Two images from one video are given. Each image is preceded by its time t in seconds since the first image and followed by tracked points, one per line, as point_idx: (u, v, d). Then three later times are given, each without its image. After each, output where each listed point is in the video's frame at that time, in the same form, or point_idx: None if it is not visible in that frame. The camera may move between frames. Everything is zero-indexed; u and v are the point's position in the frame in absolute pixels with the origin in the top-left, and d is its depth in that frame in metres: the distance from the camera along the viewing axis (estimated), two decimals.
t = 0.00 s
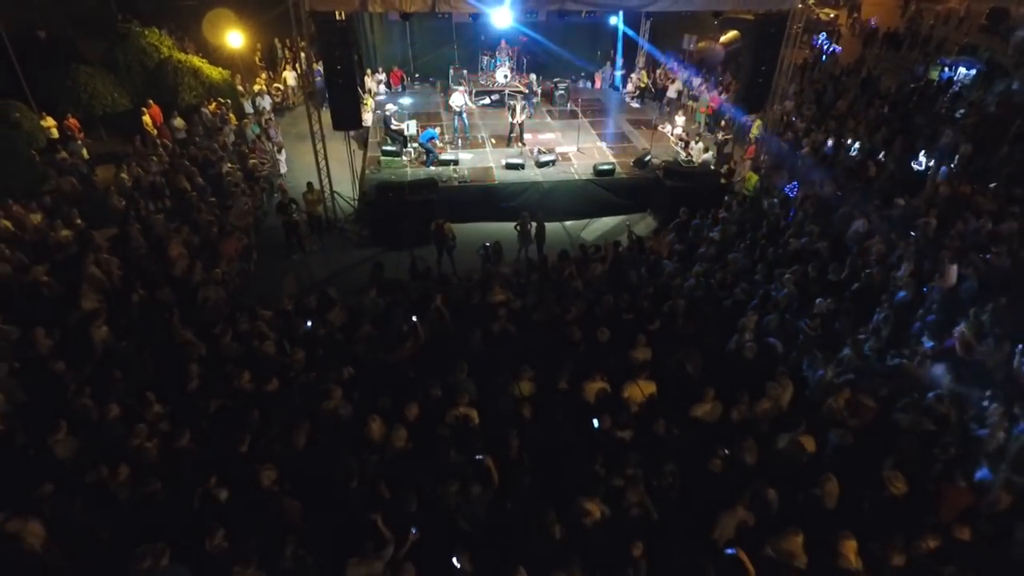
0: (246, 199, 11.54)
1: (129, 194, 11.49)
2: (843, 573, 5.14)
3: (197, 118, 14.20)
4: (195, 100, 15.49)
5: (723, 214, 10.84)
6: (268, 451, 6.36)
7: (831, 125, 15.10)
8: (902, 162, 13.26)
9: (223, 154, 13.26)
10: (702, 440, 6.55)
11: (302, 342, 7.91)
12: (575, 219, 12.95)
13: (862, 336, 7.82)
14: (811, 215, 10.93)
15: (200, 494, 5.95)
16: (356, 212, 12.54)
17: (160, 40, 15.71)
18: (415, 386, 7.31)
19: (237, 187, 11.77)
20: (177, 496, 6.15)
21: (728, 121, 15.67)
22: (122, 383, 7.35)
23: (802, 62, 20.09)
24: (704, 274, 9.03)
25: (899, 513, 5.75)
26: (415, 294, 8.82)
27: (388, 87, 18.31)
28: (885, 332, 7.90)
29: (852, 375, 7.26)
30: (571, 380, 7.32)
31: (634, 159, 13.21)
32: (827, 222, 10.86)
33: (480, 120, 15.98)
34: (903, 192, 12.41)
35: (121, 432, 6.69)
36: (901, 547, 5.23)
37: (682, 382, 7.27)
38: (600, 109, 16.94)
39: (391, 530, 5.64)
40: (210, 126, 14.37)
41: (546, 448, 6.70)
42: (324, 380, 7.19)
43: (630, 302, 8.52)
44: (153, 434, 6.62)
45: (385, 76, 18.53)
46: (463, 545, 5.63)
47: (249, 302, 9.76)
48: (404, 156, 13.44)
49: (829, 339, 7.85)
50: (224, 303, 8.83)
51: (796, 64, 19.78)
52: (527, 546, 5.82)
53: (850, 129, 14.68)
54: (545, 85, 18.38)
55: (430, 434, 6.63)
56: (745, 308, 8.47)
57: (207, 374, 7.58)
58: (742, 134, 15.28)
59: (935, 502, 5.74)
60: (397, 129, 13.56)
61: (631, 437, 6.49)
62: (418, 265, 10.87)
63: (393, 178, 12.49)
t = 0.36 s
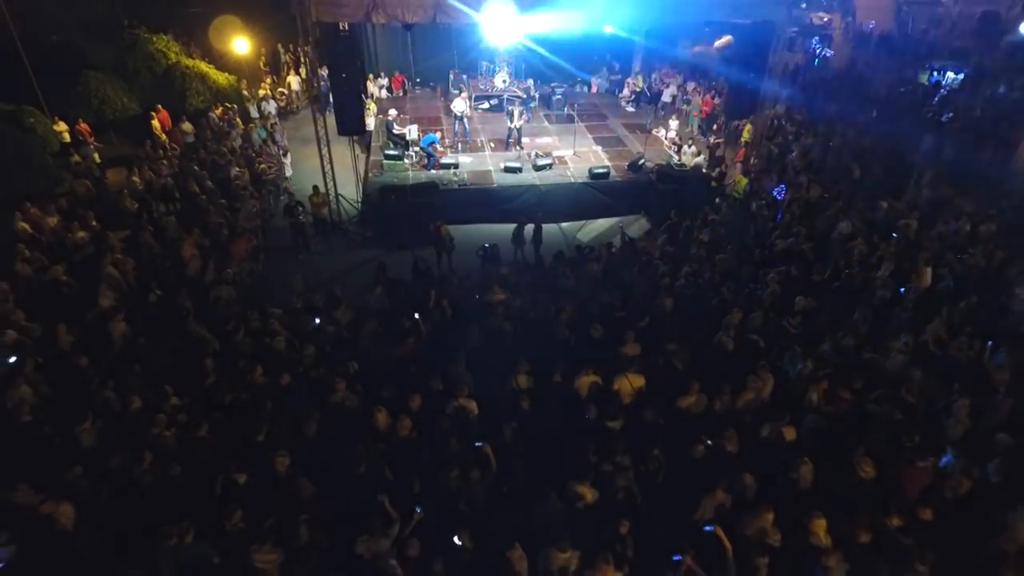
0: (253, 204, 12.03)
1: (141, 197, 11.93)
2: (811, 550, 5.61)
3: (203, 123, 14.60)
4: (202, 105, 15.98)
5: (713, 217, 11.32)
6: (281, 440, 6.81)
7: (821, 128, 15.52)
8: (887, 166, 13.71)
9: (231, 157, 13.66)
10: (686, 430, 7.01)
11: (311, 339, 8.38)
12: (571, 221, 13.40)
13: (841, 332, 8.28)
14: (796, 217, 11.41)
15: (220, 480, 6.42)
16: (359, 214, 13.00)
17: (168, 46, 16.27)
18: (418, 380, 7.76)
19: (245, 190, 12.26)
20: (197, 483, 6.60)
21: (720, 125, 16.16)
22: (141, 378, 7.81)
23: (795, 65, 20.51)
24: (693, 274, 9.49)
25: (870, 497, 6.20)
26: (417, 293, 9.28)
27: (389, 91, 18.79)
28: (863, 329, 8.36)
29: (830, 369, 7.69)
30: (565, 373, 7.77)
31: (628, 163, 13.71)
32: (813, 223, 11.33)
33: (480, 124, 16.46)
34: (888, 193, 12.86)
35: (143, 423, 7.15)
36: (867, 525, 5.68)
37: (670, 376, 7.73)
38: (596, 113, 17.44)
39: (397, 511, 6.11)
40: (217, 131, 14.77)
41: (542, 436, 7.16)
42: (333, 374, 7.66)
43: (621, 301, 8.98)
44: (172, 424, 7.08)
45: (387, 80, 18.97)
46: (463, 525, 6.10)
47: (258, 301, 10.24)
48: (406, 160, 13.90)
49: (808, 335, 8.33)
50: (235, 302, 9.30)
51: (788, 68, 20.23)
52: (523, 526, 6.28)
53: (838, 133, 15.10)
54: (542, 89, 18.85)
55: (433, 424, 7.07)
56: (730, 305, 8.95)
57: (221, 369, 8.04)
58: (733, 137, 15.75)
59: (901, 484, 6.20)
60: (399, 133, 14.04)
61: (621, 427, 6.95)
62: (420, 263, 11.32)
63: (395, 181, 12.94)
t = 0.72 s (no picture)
0: (262, 211, 12.54)
1: (154, 204, 12.43)
2: (784, 535, 6.09)
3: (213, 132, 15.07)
4: (211, 114, 16.48)
5: (702, 223, 11.83)
6: (294, 435, 7.31)
7: (810, 135, 16.01)
8: (872, 173, 14.19)
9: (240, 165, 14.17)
10: (672, 426, 7.48)
11: (320, 341, 8.88)
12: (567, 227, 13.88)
13: (820, 334, 8.78)
14: (781, 223, 11.92)
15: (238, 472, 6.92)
16: (363, 220, 13.49)
17: (177, 56, 16.94)
18: (421, 379, 8.23)
19: (254, 197, 12.78)
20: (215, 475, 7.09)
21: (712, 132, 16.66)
22: (160, 378, 8.31)
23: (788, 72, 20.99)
24: (682, 279, 9.99)
25: (841, 487, 6.69)
26: (419, 297, 9.75)
27: (391, 99, 19.33)
28: (841, 331, 8.83)
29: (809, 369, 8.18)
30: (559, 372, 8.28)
31: (623, 170, 14.22)
32: (798, 228, 11.82)
33: (479, 131, 16.98)
34: (873, 200, 13.35)
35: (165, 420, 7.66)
36: (835, 512, 6.17)
37: (658, 375, 8.20)
38: (592, 121, 17.96)
39: (402, 500, 6.60)
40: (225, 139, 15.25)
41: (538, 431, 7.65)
42: (342, 374, 8.15)
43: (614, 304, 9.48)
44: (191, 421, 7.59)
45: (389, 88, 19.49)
46: (463, 514, 6.57)
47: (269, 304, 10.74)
48: (408, 168, 14.41)
49: (788, 337, 8.83)
50: (247, 306, 9.81)
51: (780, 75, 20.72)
52: (519, 514, 6.77)
53: (827, 140, 15.58)
54: (541, 97, 19.38)
55: (436, 420, 7.57)
56: (715, 308, 9.46)
57: (235, 370, 8.53)
58: (724, 144, 16.26)
59: (869, 475, 6.69)
60: (400, 142, 14.54)
61: (611, 423, 7.45)
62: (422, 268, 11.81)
63: (397, 188, 13.44)
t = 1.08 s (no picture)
0: (271, 222, 13.10)
1: (167, 213, 12.99)
2: (759, 526, 6.65)
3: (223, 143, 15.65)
4: (219, 124, 17.11)
5: (692, 232, 12.38)
6: (307, 435, 7.87)
7: (799, 144, 16.55)
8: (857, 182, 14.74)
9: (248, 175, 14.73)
10: (658, 426, 8.04)
11: (329, 346, 9.44)
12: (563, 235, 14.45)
13: (800, 340, 9.34)
14: (768, 232, 12.48)
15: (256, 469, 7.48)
16: (368, 229, 14.05)
17: (187, 69, 17.24)
18: (424, 382, 8.80)
19: (263, 207, 13.35)
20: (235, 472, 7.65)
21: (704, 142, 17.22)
22: (180, 381, 8.87)
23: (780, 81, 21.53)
24: (672, 286, 10.55)
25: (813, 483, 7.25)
26: (422, 304, 10.31)
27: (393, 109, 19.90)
28: (820, 337, 9.38)
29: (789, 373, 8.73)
30: (554, 376, 8.84)
31: (617, 180, 14.79)
32: (783, 237, 12.38)
33: (479, 141, 17.54)
34: (857, 209, 13.90)
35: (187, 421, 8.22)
36: (805, 505, 6.73)
37: (646, 377, 8.76)
38: (588, 130, 18.54)
39: (409, 495, 7.15)
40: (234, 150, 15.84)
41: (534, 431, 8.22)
42: (351, 378, 8.72)
43: (607, 311, 10.02)
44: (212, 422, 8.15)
45: (391, 98, 20.08)
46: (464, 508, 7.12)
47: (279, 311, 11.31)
48: (411, 178, 14.97)
49: (770, 342, 9.40)
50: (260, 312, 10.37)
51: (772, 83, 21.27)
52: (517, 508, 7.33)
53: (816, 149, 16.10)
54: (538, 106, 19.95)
55: (439, 421, 8.13)
56: (702, 315, 10.03)
57: (250, 374, 9.09)
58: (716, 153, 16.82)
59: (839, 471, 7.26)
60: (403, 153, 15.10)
61: (602, 423, 8.02)
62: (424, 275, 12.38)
63: (400, 198, 13.99)
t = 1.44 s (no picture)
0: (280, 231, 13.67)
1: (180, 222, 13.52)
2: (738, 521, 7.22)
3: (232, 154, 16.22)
4: (228, 135, 17.60)
5: (683, 242, 12.94)
6: (319, 437, 8.43)
7: (788, 154, 17.11)
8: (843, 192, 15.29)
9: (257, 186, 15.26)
10: (647, 428, 8.60)
11: (338, 353, 10.01)
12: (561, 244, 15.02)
13: (782, 347, 9.91)
14: (755, 242, 13.04)
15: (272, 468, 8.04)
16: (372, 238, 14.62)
17: (196, 81, 17.95)
18: (428, 388, 9.36)
19: (272, 218, 13.90)
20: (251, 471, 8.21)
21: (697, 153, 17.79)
22: (199, 386, 9.45)
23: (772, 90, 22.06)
24: (663, 295, 11.12)
25: (790, 481, 7.81)
26: (426, 312, 10.86)
27: (396, 120, 20.50)
28: (802, 344, 9.95)
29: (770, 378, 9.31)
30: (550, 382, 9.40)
31: (612, 191, 15.38)
32: (770, 247, 12.95)
33: (479, 152, 18.12)
34: (843, 219, 14.45)
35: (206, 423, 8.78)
36: (781, 502, 7.29)
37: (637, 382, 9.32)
38: (584, 140, 19.13)
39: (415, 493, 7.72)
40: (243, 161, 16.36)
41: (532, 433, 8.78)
42: (360, 383, 9.29)
43: (601, 320, 10.61)
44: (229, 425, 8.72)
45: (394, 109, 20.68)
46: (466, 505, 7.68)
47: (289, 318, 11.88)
48: (413, 189, 15.55)
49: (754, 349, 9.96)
50: (271, 320, 10.93)
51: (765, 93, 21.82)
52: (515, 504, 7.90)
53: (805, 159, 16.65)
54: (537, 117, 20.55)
55: (442, 424, 8.69)
56: (691, 324, 10.61)
57: (263, 379, 9.65)
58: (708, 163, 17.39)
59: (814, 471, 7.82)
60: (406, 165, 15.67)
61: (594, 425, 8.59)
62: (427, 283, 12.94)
63: (403, 209, 14.56)
